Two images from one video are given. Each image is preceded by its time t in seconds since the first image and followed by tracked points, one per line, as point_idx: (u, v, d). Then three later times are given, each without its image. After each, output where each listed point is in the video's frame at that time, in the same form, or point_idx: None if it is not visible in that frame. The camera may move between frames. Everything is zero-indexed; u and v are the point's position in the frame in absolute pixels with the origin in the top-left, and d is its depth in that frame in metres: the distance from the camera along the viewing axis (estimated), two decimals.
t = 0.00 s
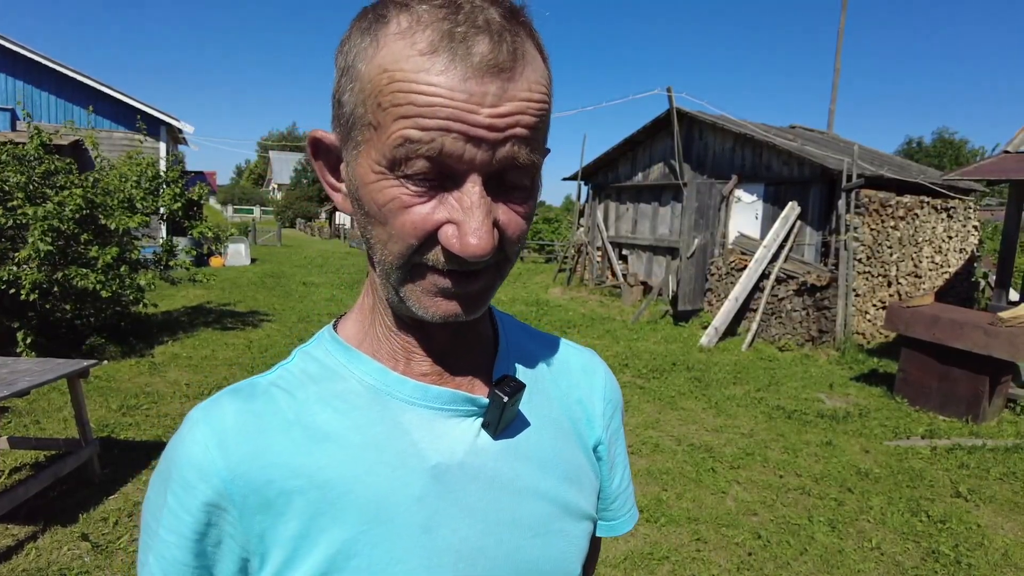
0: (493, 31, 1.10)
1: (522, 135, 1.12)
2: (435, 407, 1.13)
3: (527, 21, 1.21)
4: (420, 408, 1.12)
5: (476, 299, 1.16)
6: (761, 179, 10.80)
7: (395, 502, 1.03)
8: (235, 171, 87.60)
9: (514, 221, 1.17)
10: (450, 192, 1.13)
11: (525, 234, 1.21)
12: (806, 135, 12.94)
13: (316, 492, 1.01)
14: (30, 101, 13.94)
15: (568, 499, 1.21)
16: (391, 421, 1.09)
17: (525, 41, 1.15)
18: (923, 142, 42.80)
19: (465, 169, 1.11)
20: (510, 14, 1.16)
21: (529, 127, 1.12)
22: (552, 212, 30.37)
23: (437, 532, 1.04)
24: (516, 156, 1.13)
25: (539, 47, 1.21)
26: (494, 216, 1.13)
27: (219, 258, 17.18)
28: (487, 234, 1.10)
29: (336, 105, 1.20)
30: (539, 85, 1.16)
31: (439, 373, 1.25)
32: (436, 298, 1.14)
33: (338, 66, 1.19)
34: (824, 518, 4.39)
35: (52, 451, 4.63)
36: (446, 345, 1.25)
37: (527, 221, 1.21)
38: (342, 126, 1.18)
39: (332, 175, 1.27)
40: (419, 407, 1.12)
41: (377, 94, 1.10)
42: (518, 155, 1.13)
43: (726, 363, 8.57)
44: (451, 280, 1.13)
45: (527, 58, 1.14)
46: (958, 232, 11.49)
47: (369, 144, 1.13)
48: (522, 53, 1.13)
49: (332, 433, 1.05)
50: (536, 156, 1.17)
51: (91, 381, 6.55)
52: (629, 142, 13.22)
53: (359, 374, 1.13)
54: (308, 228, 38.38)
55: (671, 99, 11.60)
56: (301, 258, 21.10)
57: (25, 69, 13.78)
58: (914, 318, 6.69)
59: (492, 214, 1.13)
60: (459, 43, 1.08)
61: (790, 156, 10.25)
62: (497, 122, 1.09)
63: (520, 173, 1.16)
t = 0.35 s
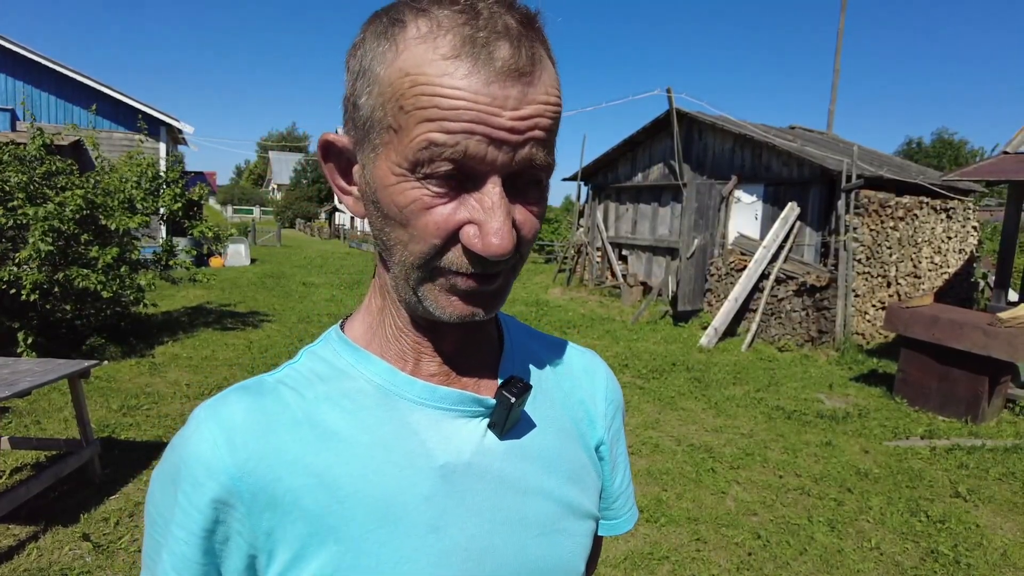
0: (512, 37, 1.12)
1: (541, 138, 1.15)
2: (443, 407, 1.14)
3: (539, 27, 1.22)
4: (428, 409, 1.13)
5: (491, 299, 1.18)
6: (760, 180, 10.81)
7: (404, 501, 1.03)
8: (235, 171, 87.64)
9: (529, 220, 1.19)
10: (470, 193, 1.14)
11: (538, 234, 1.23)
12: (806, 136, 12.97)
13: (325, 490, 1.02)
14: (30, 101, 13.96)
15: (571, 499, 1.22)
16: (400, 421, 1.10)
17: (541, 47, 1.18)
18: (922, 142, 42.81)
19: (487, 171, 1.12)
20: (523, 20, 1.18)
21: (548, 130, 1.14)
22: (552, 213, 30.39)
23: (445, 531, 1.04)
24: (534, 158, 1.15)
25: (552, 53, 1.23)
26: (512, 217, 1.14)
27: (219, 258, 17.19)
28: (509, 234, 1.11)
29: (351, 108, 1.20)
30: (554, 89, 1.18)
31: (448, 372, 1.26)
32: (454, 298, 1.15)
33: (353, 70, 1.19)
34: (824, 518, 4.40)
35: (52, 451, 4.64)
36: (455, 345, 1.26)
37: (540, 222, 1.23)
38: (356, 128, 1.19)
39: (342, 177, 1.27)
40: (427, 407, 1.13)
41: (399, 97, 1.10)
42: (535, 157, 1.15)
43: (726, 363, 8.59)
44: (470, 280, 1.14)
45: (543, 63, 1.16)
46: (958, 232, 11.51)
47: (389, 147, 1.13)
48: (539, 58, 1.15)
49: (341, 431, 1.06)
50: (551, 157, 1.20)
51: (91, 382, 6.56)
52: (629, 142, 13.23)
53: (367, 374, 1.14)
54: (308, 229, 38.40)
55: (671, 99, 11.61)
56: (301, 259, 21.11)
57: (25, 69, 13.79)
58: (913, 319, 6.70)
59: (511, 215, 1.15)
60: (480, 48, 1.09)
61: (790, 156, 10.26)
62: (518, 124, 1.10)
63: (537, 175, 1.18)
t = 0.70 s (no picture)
0: (516, 44, 1.13)
1: (545, 143, 1.16)
2: (436, 410, 1.14)
3: (539, 31, 1.23)
4: (423, 411, 1.13)
5: (494, 303, 1.19)
6: (760, 180, 10.82)
7: (399, 503, 1.04)
8: (235, 171, 87.67)
9: (532, 225, 1.20)
10: (475, 200, 1.14)
11: (539, 238, 1.24)
12: (805, 137, 12.99)
13: (322, 491, 1.02)
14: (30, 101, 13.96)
15: (568, 501, 1.22)
16: (394, 424, 1.10)
17: (543, 52, 1.18)
18: (922, 143, 42.84)
19: (492, 179, 1.13)
20: (523, 24, 1.18)
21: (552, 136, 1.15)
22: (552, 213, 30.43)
23: (439, 533, 1.05)
24: (537, 165, 1.16)
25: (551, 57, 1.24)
26: (517, 223, 1.15)
27: (219, 258, 17.20)
28: (515, 240, 1.12)
29: (348, 116, 1.20)
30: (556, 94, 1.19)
31: (445, 376, 1.26)
32: (457, 304, 1.16)
33: (352, 77, 1.18)
34: (824, 518, 4.41)
35: (52, 452, 4.64)
36: (453, 348, 1.27)
37: (542, 225, 1.24)
38: (354, 135, 1.19)
39: (340, 184, 1.27)
40: (422, 410, 1.14)
41: (404, 107, 1.10)
42: (538, 163, 1.16)
43: (726, 364, 8.60)
44: (474, 286, 1.15)
45: (545, 69, 1.18)
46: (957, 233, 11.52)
47: (392, 156, 1.13)
48: (541, 64, 1.16)
49: (337, 434, 1.06)
50: (553, 162, 1.21)
51: (91, 382, 6.56)
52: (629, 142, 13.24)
53: (362, 377, 1.15)
54: (308, 229, 38.43)
55: (670, 100, 11.62)
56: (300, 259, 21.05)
57: (25, 69, 13.79)
58: (913, 319, 6.71)
59: (516, 220, 1.16)
60: (485, 56, 1.10)
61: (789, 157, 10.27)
62: (523, 131, 1.11)
63: (540, 179, 1.20)
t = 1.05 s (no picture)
0: (516, 41, 1.13)
1: (547, 139, 1.16)
2: (437, 408, 1.14)
3: (540, 29, 1.23)
4: (424, 410, 1.13)
5: (498, 299, 1.19)
6: (759, 181, 10.83)
7: (400, 501, 1.04)
8: (235, 172, 87.82)
9: (534, 220, 1.20)
10: (480, 196, 1.15)
11: (541, 233, 1.24)
12: (805, 137, 12.99)
13: (324, 489, 1.03)
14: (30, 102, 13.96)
15: (567, 498, 1.22)
16: (395, 423, 1.10)
17: (542, 50, 1.19)
18: (921, 144, 42.88)
19: (497, 174, 1.13)
20: (523, 22, 1.19)
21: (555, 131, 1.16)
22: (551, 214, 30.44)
23: (439, 531, 1.05)
24: (540, 160, 1.16)
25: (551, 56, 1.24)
26: (521, 218, 1.16)
27: (218, 258, 17.21)
28: (521, 235, 1.12)
29: (350, 115, 1.19)
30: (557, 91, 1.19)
31: (448, 375, 1.26)
32: (464, 299, 1.16)
33: (352, 76, 1.18)
34: (824, 518, 4.41)
35: (53, 452, 4.64)
36: (454, 345, 1.27)
37: (544, 221, 1.25)
38: (357, 135, 1.18)
39: (340, 184, 1.27)
40: (423, 408, 1.14)
41: (409, 105, 1.10)
42: (541, 158, 1.17)
43: (725, 364, 8.59)
44: (479, 281, 1.15)
45: (546, 66, 1.18)
46: (957, 233, 11.52)
47: (396, 154, 1.13)
48: (542, 61, 1.16)
49: (339, 432, 1.06)
50: (556, 157, 1.21)
51: (91, 382, 6.57)
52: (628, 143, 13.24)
53: (363, 375, 1.15)
54: (308, 229, 38.42)
55: (671, 100, 11.62)
56: (300, 259, 21.06)
57: (25, 70, 13.79)
58: (912, 319, 6.71)
59: (520, 216, 1.16)
60: (487, 53, 1.10)
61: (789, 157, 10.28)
62: (527, 127, 1.12)
63: (542, 175, 1.20)
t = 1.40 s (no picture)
0: (515, 49, 1.14)
1: (545, 144, 1.17)
2: (436, 410, 1.14)
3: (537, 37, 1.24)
4: (423, 412, 1.14)
5: (496, 301, 1.19)
6: (759, 182, 10.84)
7: (400, 502, 1.04)
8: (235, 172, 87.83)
9: (531, 223, 1.21)
10: (479, 199, 1.15)
11: (538, 235, 1.25)
12: (804, 138, 13.01)
13: (325, 491, 1.03)
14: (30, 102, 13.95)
15: (563, 499, 1.22)
16: (393, 425, 1.11)
17: (539, 58, 1.20)
18: (921, 144, 42.89)
19: (496, 178, 1.13)
20: (520, 31, 1.19)
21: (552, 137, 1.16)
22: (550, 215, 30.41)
23: (438, 532, 1.05)
24: (537, 165, 1.17)
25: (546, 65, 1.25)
26: (519, 221, 1.16)
27: (218, 259, 17.20)
28: (519, 237, 1.13)
29: (351, 121, 1.20)
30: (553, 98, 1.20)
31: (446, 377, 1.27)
32: (464, 300, 1.17)
33: (353, 83, 1.18)
34: (823, 519, 4.42)
35: (52, 453, 4.64)
36: (452, 347, 1.27)
37: (541, 224, 1.25)
38: (358, 141, 1.19)
39: (339, 188, 1.27)
40: (421, 410, 1.14)
41: (410, 111, 1.10)
42: (538, 163, 1.17)
43: (725, 365, 8.59)
44: (479, 283, 1.15)
45: (542, 74, 1.19)
46: (956, 235, 11.53)
47: (397, 159, 1.13)
48: (539, 69, 1.18)
49: (337, 434, 1.07)
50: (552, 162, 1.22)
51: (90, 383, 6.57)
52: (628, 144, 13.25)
53: (362, 378, 1.15)
54: (307, 230, 38.40)
55: (671, 101, 11.62)
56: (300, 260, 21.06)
57: (25, 70, 13.78)
58: (911, 321, 6.71)
59: (518, 219, 1.17)
60: (487, 61, 1.11)
61: (788, 158, 10.28)
62: (526, 132, 1.12)
63: (538, 179, 1.21)
